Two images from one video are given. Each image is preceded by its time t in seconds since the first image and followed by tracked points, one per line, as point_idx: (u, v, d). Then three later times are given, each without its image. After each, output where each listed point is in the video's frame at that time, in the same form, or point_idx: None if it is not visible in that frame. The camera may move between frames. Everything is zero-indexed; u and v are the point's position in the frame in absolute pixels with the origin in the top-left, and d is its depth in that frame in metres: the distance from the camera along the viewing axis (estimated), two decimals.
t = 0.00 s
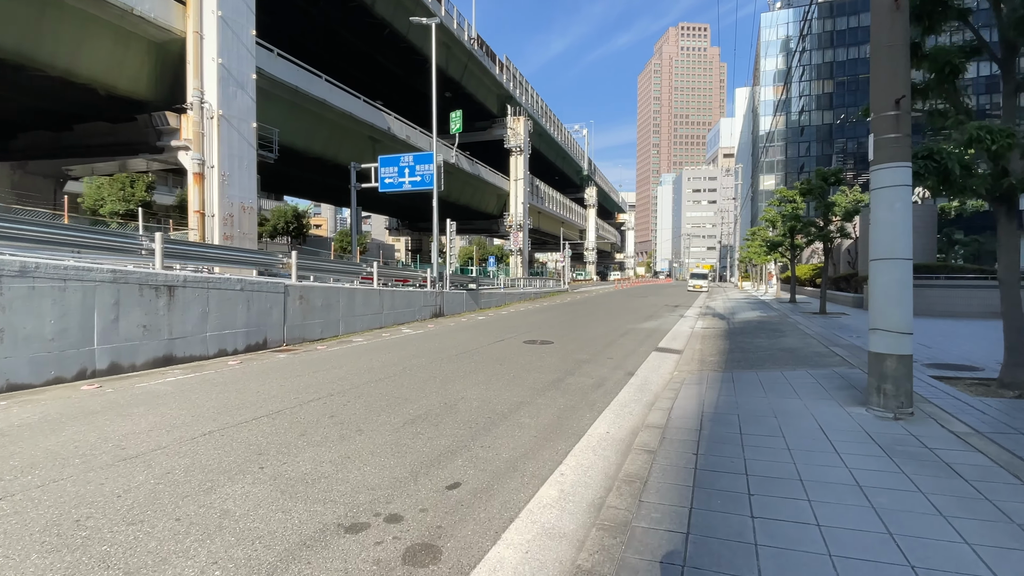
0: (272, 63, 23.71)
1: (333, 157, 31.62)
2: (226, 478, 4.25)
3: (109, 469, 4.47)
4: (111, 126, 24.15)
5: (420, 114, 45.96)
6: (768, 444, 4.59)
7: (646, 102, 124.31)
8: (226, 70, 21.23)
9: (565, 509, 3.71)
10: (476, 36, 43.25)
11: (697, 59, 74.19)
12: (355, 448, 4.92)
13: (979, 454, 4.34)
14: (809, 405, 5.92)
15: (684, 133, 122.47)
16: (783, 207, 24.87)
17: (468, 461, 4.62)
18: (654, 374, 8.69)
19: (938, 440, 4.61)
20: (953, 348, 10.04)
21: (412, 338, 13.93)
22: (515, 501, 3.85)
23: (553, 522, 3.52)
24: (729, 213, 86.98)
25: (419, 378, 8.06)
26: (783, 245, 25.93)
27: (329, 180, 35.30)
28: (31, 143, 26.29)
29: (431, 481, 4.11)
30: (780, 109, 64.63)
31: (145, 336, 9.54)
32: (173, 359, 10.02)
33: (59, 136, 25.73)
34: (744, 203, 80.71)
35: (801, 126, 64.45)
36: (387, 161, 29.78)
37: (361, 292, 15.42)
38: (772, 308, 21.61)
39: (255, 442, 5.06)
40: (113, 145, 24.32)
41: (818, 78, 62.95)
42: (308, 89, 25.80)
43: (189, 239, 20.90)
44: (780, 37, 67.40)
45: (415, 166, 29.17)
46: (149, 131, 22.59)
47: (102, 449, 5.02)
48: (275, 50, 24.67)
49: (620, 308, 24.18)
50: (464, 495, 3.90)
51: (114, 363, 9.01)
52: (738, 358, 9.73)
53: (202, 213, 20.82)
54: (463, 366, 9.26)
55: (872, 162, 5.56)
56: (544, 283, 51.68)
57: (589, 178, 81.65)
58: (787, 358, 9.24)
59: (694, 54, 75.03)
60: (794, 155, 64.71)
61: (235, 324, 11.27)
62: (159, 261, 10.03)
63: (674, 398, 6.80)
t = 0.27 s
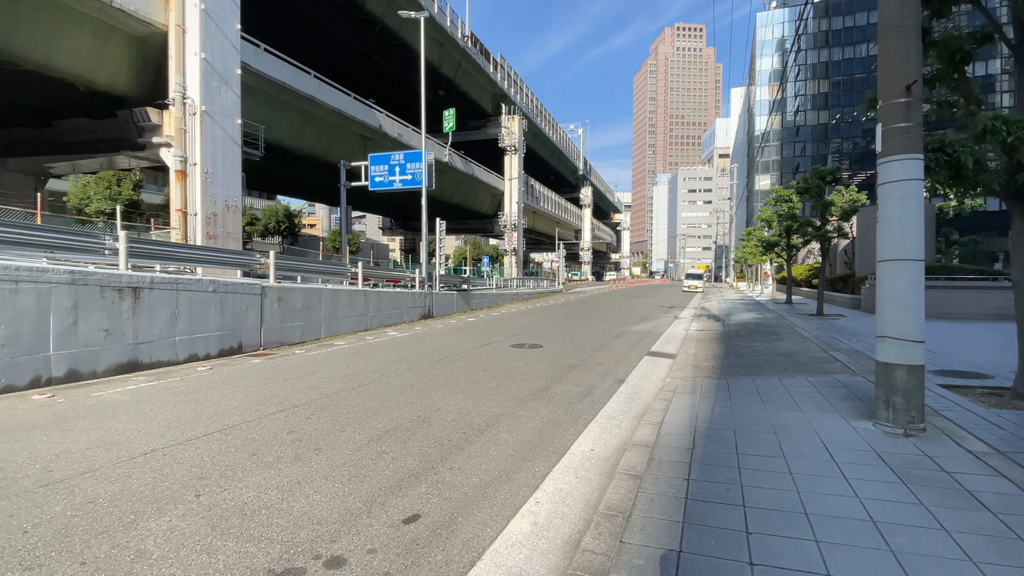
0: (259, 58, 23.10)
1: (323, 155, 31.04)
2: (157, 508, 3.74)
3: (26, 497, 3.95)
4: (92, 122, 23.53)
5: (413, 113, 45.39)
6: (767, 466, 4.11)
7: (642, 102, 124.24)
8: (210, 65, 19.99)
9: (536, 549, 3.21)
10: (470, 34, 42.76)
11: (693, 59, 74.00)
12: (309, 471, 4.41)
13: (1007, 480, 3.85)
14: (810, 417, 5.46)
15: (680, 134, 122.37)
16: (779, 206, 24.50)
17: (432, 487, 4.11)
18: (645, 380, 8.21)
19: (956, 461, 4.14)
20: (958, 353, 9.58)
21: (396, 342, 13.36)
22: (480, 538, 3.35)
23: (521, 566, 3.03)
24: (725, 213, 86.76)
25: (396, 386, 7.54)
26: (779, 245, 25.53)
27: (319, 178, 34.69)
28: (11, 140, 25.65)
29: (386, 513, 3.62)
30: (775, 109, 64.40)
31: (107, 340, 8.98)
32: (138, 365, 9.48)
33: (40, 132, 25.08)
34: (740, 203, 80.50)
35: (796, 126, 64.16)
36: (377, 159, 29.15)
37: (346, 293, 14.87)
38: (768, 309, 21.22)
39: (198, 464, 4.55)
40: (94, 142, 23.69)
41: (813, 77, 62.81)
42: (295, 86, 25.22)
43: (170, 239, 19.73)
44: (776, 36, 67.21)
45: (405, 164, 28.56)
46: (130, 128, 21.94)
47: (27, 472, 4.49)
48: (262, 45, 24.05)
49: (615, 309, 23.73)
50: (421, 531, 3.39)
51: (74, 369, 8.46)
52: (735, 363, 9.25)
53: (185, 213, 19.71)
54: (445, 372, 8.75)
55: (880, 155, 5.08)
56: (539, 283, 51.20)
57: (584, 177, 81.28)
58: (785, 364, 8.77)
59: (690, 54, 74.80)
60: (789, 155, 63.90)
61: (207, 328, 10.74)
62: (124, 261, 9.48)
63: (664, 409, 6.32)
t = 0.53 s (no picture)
0: (244, 53, 22.51)
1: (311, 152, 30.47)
2: (71, 545, 3.26)
3: None
4: (72, 118, 22.88)
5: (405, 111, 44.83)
6: (770, 491, 3.65)
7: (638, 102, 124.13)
8: (191, 60, 18.78)
9: None
10: (462, 31, 42.24)
11: (688, 59, 73.75)
12: (256, 497, 3.92)
13: None
14: (814, 429, 5.02)
15: (674, 134, 122.30)
16: (774, 206, 24.15)
17: (391, 515, 3.66)
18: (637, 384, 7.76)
19: (980, 486, 3.70)
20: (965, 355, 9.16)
21: (380, 345, 12.82)
22: None
23: None
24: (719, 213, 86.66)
25: (371, 394, 7.03)
26: (775, 245, 25.17)
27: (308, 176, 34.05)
28: None
29: (333, 550, 3.16)
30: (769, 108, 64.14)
31: (67, 344, 8.41)
32: (101, 371, 8.91)
33: (18, 128, 24.41)
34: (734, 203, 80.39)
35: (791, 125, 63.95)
36: (366, 157, 28.52)
37: (328, 294, 14.34)
38: (763, 310, 20.88)
39: (131, 490, 4.06)
40: (74, 138, 23.05)
41: (808, 77, 62.64)
42: (282, 81, 24.63)
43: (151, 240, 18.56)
44: (771, 36, 66.94)
45: (395, 162, 27.95)
46: (110, 124, 21.28)
47: None
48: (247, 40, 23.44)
49: (608, 310, 23.33)
50: (368, 575, 2.91)
51: (29, 375, 7.89)
52: (732, 367, 8.82)
53: (166, 212, 18.41)
54: (424, 377, 8.27)
55: (888, 145, 4.63)
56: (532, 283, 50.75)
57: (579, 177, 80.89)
58: (783, 368, 8.36)
59: (684, 54, 74.54)
60: (783, 155, 63.74)
61: (177, 331, 10.20)
62: (85, 262, 8.91)
63: (655, 419, 5.88)
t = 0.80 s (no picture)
0: (229, 49, 21.92)
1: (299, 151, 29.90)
2: None
3: None
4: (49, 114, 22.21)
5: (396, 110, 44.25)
6: (774, 531, 3.23)
7: (631, 102, 124.08)
8: (172, 54, 17.69)
9: None
10: (454, 29, 41.70)
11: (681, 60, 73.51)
12: (192, 536, 3.47)
13: None
14: (816, 449, 4.62)
15: (668, 134, 122.28)
16: (769, 206, 23.84)
17: (342, 559, 3.20)
18: (626, 394, 7.36)
19: (1006, 522, 3.29)
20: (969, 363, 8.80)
21: (362, 350, 12.32)
22: None
23: None
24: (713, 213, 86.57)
25: (341, 408, 6.58)
26: (769, 245, 24.84)
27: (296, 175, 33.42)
28: None
29: None
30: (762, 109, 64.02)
31: (21, 353, 7.84)
32: (59, 381, 8.36)
33: None
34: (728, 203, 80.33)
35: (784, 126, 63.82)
36: (355, 156, 27.83)
37: (310, 296, 13.79)
38: (758, 312, 20.53)
39: (52, 528, 3.59)
40: (52, 136, 22.37)
41: (800, 78, 62.60)
42: (267, 78, 24.06)
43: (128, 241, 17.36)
44: (764, 36, 66.69)
45: (384, 160, 27.24)
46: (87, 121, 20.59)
47: None
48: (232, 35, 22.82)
49: (600, 312, 22.91)
50: None
51: None
52: (726, 375, 8.42)
53: (144, 211, 17.28)
54: (403, 387, 7.78)
55: (898, 141, 4.22)
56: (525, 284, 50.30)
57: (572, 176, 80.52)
58: (780, 377, 7.96)
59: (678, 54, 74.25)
60: (777, 155, 63.56)
61: (145, 336, 9.68)
62: (43, 265, 8.36)
63: (644, 436, 5.45)
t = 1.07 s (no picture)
0: (210, 44, 21.30)
1: (283, 148, 29.27)
2: None
3: None
4: (22, 110, 21.50)
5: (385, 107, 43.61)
6: None
7: (623, 101, 124.09)
8: (150, 48, 16.45)
9: None
10: (444, 26, 41.14)
11: (673, 61, 73.46)
12: None
13: None
14: (813, 469, 4.22)
15: (660, 135, 122.43)
16: (760, 206, 23.55)
17: None
18: (611, 403, 6.93)
19: None
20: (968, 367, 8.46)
21: (339, 355, 11.79)
22: None
23: None
24: (704, 214, 86.62)
25: (304, 420, 6.10)
26: (760, 246, 24.55)
27: (281, 172, 32.76)
28: None
29: None
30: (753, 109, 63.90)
31: None
32: (7, 390, 7.78)
33: None
34: (719, 203, 80.33)
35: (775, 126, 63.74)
36: (341, 153, 26.99)
37: (286, 299, 13.20)
38: (749, 314, 20.25)
39: None
40: (25, 132, 21.65)
41: (791, 78, 62.58)
42: (250, 74, 23.44)
43: (102, 241, 16.03)
44: (756, 36, 66.44)
45: (370, 159, 26.45)
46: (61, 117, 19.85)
47: None
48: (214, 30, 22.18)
49: (591, 313, 22.54)
50: None
51: None
52: (717, 383, 8.01)
53: (119, 209, 15.92)
54: (375, 396, 7.28)
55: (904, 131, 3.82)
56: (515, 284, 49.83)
57: (564, 176, 80.16)
58: (773, 384, 7.57)
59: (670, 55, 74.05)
60: (768, 155, 63.33)
61: (107, 341, 9.15)
62: None
63: (628, 452, 5.02)
